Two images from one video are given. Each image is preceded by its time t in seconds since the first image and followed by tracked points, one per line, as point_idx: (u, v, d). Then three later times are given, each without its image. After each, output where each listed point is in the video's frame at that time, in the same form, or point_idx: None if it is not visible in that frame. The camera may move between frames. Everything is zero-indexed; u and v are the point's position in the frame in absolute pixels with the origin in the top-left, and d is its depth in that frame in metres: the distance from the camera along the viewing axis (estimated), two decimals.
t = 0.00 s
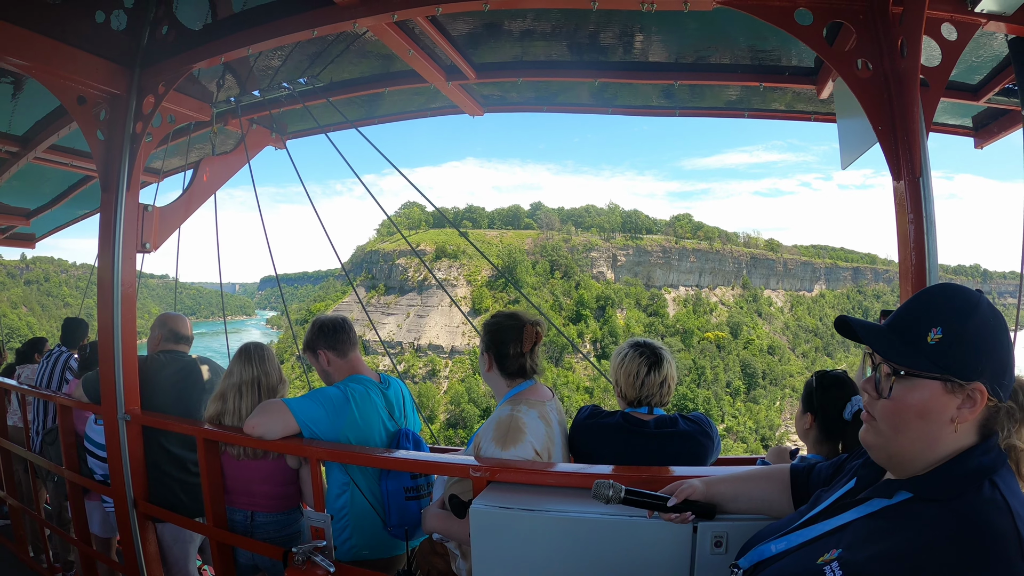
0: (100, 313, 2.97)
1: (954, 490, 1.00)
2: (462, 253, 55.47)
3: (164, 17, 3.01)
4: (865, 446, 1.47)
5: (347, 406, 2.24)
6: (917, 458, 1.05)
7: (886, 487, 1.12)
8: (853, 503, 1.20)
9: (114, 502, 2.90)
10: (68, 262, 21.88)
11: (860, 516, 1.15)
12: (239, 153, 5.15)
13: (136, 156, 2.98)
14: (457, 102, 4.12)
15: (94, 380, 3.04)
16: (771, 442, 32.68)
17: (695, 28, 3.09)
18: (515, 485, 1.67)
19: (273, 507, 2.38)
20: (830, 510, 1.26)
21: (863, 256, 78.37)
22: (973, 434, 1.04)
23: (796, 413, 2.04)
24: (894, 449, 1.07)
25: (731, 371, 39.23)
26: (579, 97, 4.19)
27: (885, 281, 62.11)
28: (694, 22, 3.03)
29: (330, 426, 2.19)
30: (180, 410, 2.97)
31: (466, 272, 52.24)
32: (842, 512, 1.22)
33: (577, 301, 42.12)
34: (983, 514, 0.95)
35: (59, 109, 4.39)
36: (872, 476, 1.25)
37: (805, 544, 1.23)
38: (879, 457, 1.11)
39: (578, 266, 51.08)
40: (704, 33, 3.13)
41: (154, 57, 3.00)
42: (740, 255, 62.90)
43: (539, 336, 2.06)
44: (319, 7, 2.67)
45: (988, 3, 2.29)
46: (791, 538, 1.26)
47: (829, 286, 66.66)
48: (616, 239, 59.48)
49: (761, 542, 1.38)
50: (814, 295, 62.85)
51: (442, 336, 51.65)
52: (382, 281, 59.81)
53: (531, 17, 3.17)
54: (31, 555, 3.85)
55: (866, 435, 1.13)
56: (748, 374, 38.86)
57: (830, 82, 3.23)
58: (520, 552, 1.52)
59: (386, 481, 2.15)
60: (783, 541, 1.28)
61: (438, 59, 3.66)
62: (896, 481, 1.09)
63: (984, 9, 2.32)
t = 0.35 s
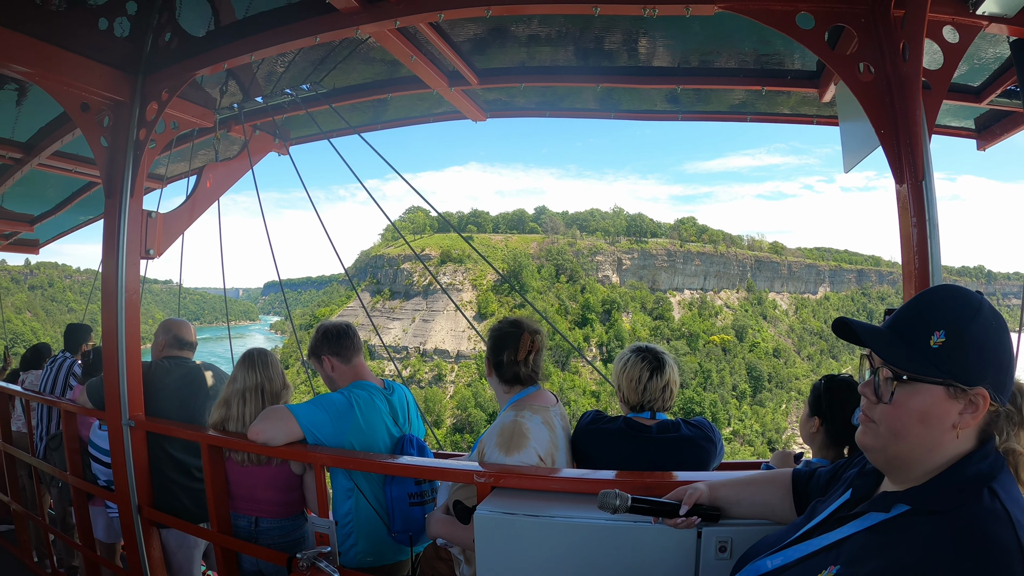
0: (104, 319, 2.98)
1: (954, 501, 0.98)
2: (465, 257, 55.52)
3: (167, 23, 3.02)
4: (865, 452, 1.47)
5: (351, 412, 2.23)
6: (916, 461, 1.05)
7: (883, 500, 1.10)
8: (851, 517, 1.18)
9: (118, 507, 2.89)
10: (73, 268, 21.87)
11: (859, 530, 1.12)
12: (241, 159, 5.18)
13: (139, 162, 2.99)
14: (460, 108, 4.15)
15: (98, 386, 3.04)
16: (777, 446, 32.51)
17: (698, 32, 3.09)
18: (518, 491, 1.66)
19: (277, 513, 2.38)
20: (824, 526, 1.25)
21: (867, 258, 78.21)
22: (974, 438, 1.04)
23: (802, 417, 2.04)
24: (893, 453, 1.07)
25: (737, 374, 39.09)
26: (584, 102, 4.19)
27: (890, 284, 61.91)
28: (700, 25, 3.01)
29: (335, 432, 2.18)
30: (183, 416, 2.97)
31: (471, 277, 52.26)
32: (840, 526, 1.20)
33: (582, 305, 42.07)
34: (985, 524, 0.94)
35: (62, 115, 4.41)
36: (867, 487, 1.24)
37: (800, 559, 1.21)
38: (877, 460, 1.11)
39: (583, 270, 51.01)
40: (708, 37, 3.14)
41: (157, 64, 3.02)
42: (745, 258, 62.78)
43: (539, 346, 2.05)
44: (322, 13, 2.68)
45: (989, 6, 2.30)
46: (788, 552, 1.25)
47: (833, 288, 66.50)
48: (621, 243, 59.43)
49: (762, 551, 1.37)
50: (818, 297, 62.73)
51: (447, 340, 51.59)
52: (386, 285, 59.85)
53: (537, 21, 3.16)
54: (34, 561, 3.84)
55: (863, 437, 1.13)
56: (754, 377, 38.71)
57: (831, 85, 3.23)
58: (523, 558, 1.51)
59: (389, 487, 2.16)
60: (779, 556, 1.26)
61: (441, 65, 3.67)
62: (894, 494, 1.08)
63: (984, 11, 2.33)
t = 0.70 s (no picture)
0: (119, 329, 3.01)
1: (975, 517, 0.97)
2: (477, 262, 55.60)
3: (178, 36, 3.04)
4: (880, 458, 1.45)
5: (366, 422, 2.23)
6: (937, 477, 1.04)
7: (903, 514, 1.08)
8: (868, 530, 1.16)
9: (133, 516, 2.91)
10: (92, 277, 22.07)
11: (878, 544, 1.10)
12: (253, 169, 5.23)
13: (152, 173, 3.01)
14: (472, 116, 4.16)
15: (113, 396, 3.06)
16: (794, 450, 32.18)
17: (710, 39, 3.07)
18: (533, 500, 1.66)
19: (292, 521, 2.39)
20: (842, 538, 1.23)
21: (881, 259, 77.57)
22: (997, 453, 1.02)
23: (818, 423, 2.03)
24: (914, 468, 1.06)
25: (752, 378, 38.81)
26: (597, 109, 4.17)
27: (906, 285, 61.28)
28: (712, 31, 2.99)
29: (349, 442, 2.19)
30: (197, 424, 2.98)
31: (483, 282, 52.28)
32: (857, 539, 1.18)
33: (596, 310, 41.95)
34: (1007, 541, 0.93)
35: (74, 127, 4.46)
36: (885, 499, 1.21)
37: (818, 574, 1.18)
38: (898, 474, 1.10)
39: (596, 275, 50.89)
40: (719, 43, 3.12)
41: (169, 76, 3.05)
42: (758, 261, 62.42)
43: (548, 356, 2.01)
44: (331, 24, 2.69)
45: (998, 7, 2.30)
46: (804, 567, 1.22)
47: (847, 291, 65.93)
48: (635, 247, 59.24)
49: (778, 563, 1.34)
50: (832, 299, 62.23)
51: (461, 346, 51.59)
52: (398, 291, 60.05)
53: (548, 29, 3.15)
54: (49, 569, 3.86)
55: (884, 453, 1.11)
56: (769, 381, 38.40)
57: (842, 90, 3.22)
58: (540, 567, 1.51)
59: (405, 495, 2.18)
60: (795, 571, 1.23)
61: (452, 74, 3.68)
62: (913, 507, 1.06)
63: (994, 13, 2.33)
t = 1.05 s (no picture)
0: (151, 336, 3.07)
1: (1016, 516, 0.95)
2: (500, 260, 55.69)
3: (200, 43, 3.08)
4: (907, 457, 1.40)
5: (399, 424, 2.25)
6: (973, 476, 1.02)
7: (941, 510, 1.06)
8: (906, 529, 1.14)
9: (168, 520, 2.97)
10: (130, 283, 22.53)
11: (914, 543, 1.08)
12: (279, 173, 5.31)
13: (179, 181, 3.06)
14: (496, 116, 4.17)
15: (146, 402, 3.12)
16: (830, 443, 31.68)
17: (738, 30, 3.03)
18: (568, 501, 1.66)
19: (325, 524, 2.42)
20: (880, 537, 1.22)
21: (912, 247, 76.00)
22: None
23: (855, 418, 2.00)
24: (951, 468, 1.03)
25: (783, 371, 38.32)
26: (623, 104, 4.12)
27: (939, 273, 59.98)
28: (738, 22, 2.94)
29: (383, 444, 2.20)
30: (231, 430, 2.98)
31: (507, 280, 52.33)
32: (894, 538, 1.16)
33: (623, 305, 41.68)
34: None
35: (101, 138, 4.55)
36: (924, 497, 1.18)
37: (857, 571, 1.16)
38: (935, 474, 1.07)
39: (624, 269, 50.59)
40: (746, 34, 3.07)
41: (192, 84, 3.10)
42: (786, 252, 61.52)
43: (579, 353, 2.00)
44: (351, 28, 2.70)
45: None
46: (844, 564, 1.19)
47: (877, 280, 64.73)
48: (662, 240, 58.71)
49: (812, 561, 1.33)
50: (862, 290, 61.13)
51: (491, 344, 51.78)
52: (426, 291, 60.52)
53: (572, 25, 3.11)
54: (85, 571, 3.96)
55: (920, 451, 1.09)
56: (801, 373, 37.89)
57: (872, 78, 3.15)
58: (575, 569, 1.51)
59: (439, 497, 2.19)
60: (833, 570, 1.21)
61: (476, 74, 3.68)
62: (951, 504, 1.04)
63: None
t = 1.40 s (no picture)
0: (166, 337, 3.09)
1: None
2: (516, 258, 55.65)
3: (213, 42, 3.09)
4: (930, 466, 1.39)
5: (416, 426, 2.25)
6: (992, 475, 0.99)
7: (968, 515, 1.04)
8: (931, 534, 1.12)
9: (184, 520, 2.99)
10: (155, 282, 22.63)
11: (940, 548, 1.06)
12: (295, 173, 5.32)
13: (193, 180, 3.09)
14: (513, 111, 4.16)
15: (161, 404, 3.14)
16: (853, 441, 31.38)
17: (758, 23, 2.98)
18: (588, 505, 1.65)
19: (342, 526, 2.43)
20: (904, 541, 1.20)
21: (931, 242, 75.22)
22: None
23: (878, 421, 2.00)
24: (969, 469, 1.01)
25: (803, 368, 38.00)
26: (642, 99, 4.09)
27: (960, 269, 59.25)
28: (758, 16, 2.90)
29: (399, 446, 2.21)
30: (246, 430, 3.01)
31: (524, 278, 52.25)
32: (917, 544, 1.14)
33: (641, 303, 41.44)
34: None
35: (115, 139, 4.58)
36: (947, 505, 1.16)
37: None
38: (954, 476, 1.04)
39: (644, 266, 50.33)
40: (765, 27, 3.02)
41: (205, 84, 3.11)
42: (805, 249, 61.03)
43: (596, 348, 2.01)
44: (366, 25, 2.68)
45: None
46: (871, 567, 1.17)
47: (896, 276, 64.07)
48: (682, 237, 58.42)
49: (834, 565, 1.31)
50: (880, 286, 60.54)
51: (510, 342, 51.80)
52: (446, 289, 60.69)
53: (590, 20, 3.07)
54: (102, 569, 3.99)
55: (938, 456, 1.06)
56: (822, 370, 37.53)
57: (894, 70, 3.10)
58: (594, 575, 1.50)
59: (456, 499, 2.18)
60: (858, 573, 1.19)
61: (492, 71, 3.68)
62: (979, 506, 1.03)
63: None
